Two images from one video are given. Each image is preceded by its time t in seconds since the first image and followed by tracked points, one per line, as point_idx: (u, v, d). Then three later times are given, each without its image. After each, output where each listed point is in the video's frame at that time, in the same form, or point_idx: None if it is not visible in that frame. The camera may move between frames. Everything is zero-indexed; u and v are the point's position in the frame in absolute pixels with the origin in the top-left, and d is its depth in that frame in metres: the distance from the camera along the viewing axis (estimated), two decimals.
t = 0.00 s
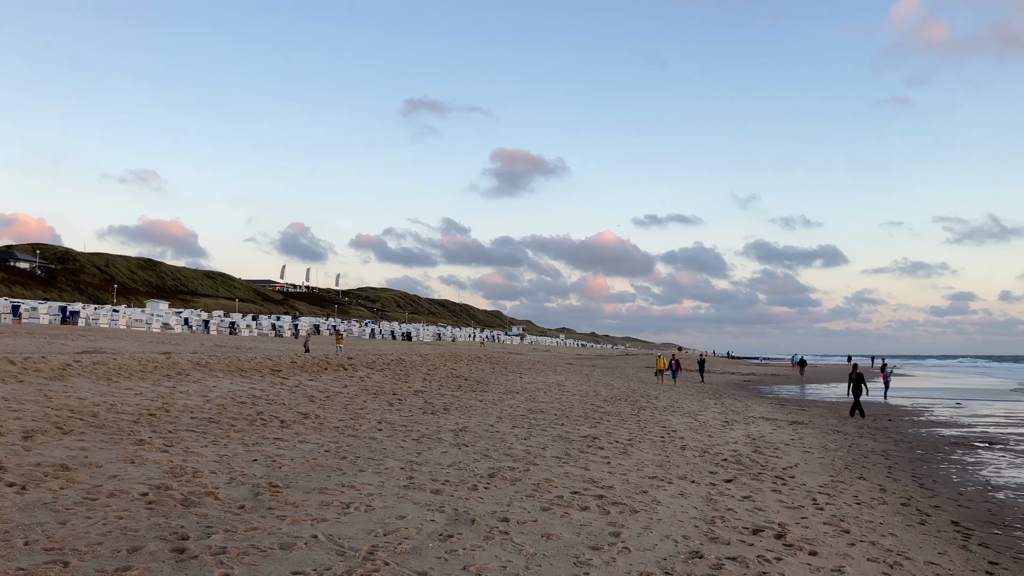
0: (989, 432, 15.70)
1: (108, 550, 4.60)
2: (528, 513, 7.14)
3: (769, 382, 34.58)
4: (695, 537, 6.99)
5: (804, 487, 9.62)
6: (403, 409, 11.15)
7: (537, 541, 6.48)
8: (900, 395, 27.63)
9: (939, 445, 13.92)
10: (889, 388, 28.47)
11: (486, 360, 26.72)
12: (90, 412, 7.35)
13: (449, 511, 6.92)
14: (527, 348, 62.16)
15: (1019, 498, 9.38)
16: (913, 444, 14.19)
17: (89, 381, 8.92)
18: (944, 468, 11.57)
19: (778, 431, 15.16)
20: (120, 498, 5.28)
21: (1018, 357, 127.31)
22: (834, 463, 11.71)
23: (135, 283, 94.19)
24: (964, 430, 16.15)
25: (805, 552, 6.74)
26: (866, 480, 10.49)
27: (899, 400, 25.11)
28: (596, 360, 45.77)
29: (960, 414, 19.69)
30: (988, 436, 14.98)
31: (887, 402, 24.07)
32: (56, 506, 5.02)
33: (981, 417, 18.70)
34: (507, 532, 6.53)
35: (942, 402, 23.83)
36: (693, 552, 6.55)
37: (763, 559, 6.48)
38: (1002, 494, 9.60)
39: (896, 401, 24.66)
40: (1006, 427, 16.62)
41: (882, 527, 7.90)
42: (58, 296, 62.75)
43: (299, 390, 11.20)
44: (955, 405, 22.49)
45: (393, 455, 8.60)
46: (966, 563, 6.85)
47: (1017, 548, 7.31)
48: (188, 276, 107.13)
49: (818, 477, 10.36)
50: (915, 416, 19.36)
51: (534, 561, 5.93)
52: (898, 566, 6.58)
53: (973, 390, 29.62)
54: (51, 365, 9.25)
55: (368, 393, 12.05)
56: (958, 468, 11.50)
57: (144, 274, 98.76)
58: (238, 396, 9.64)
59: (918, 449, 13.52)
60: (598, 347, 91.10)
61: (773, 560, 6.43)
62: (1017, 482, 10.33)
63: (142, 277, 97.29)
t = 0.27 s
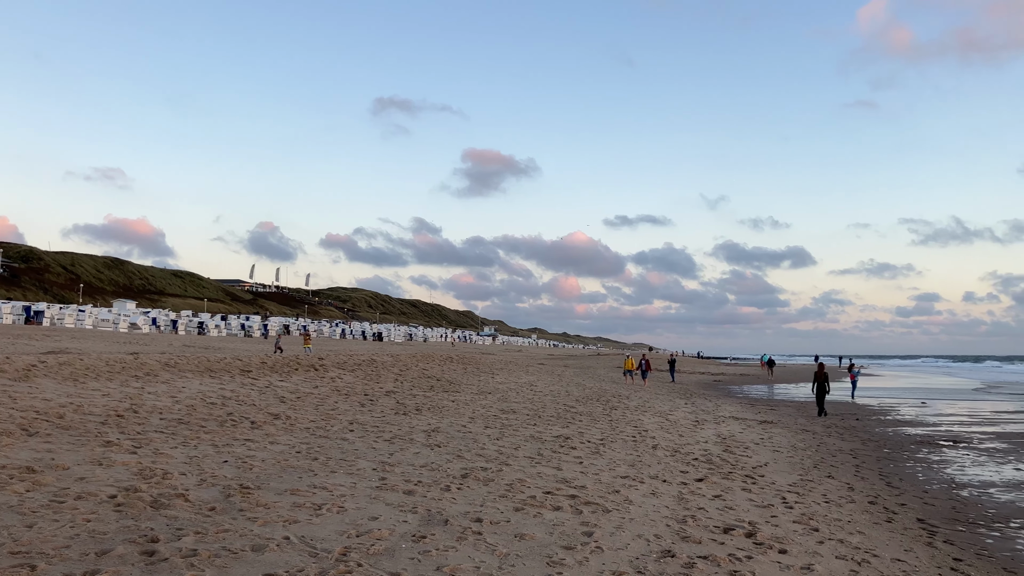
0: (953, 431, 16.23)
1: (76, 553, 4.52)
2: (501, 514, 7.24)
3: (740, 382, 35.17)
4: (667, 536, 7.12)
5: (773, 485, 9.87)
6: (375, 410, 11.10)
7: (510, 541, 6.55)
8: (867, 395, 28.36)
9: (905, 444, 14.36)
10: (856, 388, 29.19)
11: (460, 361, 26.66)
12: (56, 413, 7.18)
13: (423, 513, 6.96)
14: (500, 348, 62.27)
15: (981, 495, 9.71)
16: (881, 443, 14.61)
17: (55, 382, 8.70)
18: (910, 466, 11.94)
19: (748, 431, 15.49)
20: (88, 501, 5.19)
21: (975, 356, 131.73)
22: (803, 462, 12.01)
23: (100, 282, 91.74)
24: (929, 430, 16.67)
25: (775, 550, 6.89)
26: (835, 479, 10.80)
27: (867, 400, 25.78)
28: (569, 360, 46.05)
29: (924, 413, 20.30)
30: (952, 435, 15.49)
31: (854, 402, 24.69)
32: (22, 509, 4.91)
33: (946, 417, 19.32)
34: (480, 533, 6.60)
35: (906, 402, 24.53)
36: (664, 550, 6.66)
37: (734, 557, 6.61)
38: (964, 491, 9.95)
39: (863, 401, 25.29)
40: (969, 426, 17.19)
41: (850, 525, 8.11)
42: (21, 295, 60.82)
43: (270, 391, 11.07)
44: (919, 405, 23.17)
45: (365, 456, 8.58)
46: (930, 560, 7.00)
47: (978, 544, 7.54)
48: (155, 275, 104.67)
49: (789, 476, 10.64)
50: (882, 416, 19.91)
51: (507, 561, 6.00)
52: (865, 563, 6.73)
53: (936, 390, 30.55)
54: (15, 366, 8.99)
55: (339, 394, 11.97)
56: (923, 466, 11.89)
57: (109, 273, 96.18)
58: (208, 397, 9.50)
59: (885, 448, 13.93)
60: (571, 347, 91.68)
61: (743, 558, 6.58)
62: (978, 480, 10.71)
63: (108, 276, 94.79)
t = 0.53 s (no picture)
0: (918, 430, 16.79)
1: (41, 556, 4.44)
2: (474, 514, 7.34)
3: (710, 381, 35.71)
4: (638, 535, 7.25)
5: (742, 484, 10.11)
6: (345, 410, 11.04)
7: (482, 541, 6.63)
8: (833, 394, 29.09)
9: (872, 443, 14.81)
10: (823, 388, 29.92)
11: (434, 361, 26.56)
12: (18, 415, 7.00)
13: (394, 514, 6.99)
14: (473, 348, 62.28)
15: (943, 491, 10.04)
16: (848, 442, 15.04)
17: (17, 384, 8.45)
18: (876, 464, 12.30)
19: (717, 430, 15.81)
20: (55, 503, 5.09)
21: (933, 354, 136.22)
22: (771, 461, 12.31)
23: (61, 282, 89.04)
24: (894, 428, 17.21)
25: (744, 548, 7.05)
26: (803, 477, 11.10)
27: (832, 399, 26.48)
28: (541, 360, 46.26)
29: (889, 412, 20.93)
30: (917, 434, 16.02)
31: (820, 400, 25.33)
32: None
33: (910, 415, 19.93)
34: (453, 534, 6.68)
35: (872, 401, 25.26)
36: (635, 549, 6.79)
37: (703, 555, 6.75)
38: (927, 488, 10.27)
39: (830, 400, 25.93)
40: (932, 424, 17.78)
41: (818, 522, 8.33)
42: None
43: (239, 391, 10.92)
44: (883, 404, 23.86)
45: (336, 457, 8.55)
46: (896, 556, 7.17)
47: (942, 540, 7.74)
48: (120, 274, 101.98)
49: (758, 475, 10.93)
50: (848, 415, 20.46)
51: (480, 561, 6.07)
52: (832, 559, 6.89)
53: (898, 389, 31.55)
54: None
55: (309, 394, 11.87)
56: (889, 464, 12.27)
57: (72, 272, 93.41)
58: (176, 398, 9.34)
59: (852, 447, 14.35)
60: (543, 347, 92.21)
61: (714, 556, 6.71)
62: (941, 476, 11.08)
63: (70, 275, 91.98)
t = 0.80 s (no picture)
0: (887, 428, 17.27)
1: (10, 558, 4.38)
2: (449, 514, 7.40)
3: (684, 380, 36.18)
4: (613, 534, 7.37)
5: (714, 482, 10.33)
6: (319, 410, 10.98)
7: (457, 541, 6.69)
8: (804, 393, 29.74)
9: (844, 441, 15.21)
10: (795, 386, 30.56)
11: (410, 362, 26.43)
12: None
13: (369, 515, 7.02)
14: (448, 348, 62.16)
15: (913, 489, 10.35)
16: (818, 440, 15.42)
17: None
18: (846, 462, 12.64)
19: (690, 428, 16.09)
20: (24, 505, 5.01)
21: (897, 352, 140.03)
22: (743, 460, 12.57)
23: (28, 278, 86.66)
24: (864, 426, 17.69)
25: (718, 546, 7.21)
26: (774, 475, 11.36)
27: (803, 397, 27.08)
28: (517, 360, 46.38)
29: (858, 410, 21.49)
30: (887, 432, 16.49)
31: (792, 400, 25.88)
32: None
33: (879, 414, 20.48)
34: (427, 534, 6.74)
35: (841, 399, 25.90)
36: (610, 548, 6.90)
37: (677, 553, 6.89)
38: (897, 486, 10.59)
39: (801, 399, 26.51)
40: (901, 423, 18.33)
41: (790, 520, 8.54)
42: None
43: (212, 392, 10.79)
44: (853, 402, 24.48)
45: (310, 457, 8.52)
46: (866, 552, 7.36)
47: (910, 536, 7.96)
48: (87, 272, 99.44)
49: (730, 473, 11.17)
50: (820, 413, 20.96)
51: (455, 561, 6.13)
52: (804, 556, 7.06)
53: (866, 387, 32.38)
54: None
55: (283, 394, 11.77)
56: (859, 462, 12.62)
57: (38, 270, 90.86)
58: (147, 398, 9.20)
59: (822, 445, 14.73)
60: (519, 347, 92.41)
61: (688, 553, 6.86)
62: (910, 474, 11.44)
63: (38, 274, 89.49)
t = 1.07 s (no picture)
0: (863, 426, 17.66)
1: None
2: (428, 514, 7.44)
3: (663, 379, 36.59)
4: (592, 532, 7.47)
5: (692, 481, 10.50)
6: (297, 410, 10.91)
7: (436, 540, 6.73)
8: (781, 392, 30.29)
9: (820, 439, 15.54)
10: (772, 385, 31.08)
11: (390, 361, 26.30)
12: None
13: (349, 515, 7.04)
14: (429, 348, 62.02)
15: (888, 486, 10.62)
16: (795, 439, 15.73)
17: None
18: (823, 460, 12.92)
19: (668, 427, 16.29)
20: None
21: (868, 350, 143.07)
22: (721, 458, 12.78)
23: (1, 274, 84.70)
24: (840, 425, 18.07)
25: (696, 544, 7.34)
26: (752, 473, 11.58)
27: (780, 396, 27.56)
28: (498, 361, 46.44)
29: (833, 409, 21.94)
30: (862, 431, 16.86)
31: (769, 398, 26.32)
32: None
33: (854, 412, 20.94)
34: (407, 533, 6.78)
35: (817, 398, 26.42)
36: (590, 546, 6.99)
37: (657, 551, 6.99)
38: (873, 483, 10.86)
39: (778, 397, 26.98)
40: (876, 421, 18.77)
41: (767, 518, 8.73)
42: None
43: (189, 392, 10.66)
44: (828, 401, 24.99)
45: (288, 457, 8.48)
46: (843, 550, 7.52)
47: (886, 533, 8.15)
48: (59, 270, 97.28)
49: (708, 471, 11.37)
50: (796, 412, 21.37)
51: (435, 560, 6.16)
52: (781, 553, 7.21)
53: (840, 386, 33.06)
54: None
55: (260, 394, 11.67)
56: (835, 460, 12.92)
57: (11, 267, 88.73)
58: (123, 398, 9.08)
59: (799, 444, 15.03)
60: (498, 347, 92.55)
61: (666, 551, 6.98)
62: (885, 472, 11.74)
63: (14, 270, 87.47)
